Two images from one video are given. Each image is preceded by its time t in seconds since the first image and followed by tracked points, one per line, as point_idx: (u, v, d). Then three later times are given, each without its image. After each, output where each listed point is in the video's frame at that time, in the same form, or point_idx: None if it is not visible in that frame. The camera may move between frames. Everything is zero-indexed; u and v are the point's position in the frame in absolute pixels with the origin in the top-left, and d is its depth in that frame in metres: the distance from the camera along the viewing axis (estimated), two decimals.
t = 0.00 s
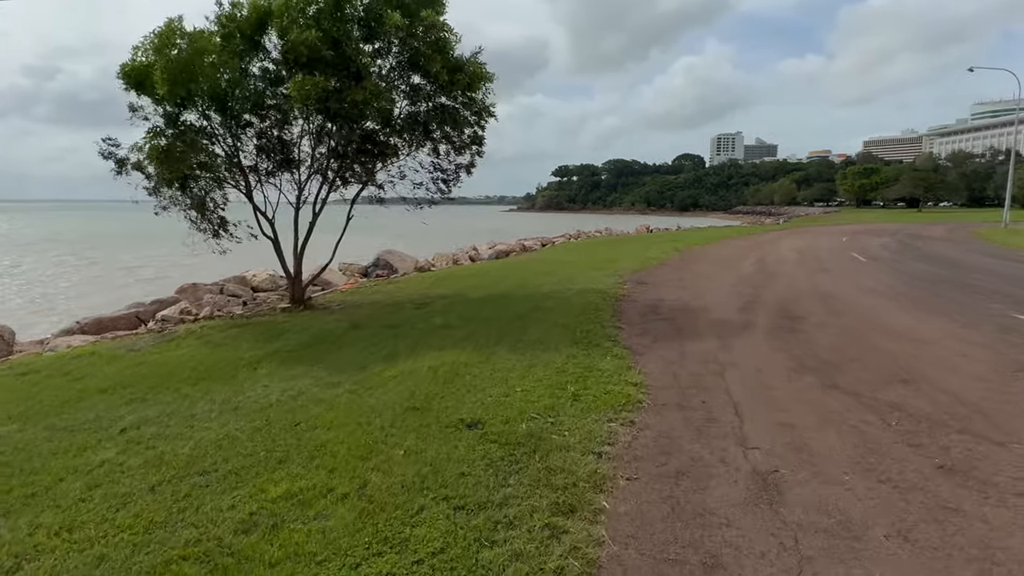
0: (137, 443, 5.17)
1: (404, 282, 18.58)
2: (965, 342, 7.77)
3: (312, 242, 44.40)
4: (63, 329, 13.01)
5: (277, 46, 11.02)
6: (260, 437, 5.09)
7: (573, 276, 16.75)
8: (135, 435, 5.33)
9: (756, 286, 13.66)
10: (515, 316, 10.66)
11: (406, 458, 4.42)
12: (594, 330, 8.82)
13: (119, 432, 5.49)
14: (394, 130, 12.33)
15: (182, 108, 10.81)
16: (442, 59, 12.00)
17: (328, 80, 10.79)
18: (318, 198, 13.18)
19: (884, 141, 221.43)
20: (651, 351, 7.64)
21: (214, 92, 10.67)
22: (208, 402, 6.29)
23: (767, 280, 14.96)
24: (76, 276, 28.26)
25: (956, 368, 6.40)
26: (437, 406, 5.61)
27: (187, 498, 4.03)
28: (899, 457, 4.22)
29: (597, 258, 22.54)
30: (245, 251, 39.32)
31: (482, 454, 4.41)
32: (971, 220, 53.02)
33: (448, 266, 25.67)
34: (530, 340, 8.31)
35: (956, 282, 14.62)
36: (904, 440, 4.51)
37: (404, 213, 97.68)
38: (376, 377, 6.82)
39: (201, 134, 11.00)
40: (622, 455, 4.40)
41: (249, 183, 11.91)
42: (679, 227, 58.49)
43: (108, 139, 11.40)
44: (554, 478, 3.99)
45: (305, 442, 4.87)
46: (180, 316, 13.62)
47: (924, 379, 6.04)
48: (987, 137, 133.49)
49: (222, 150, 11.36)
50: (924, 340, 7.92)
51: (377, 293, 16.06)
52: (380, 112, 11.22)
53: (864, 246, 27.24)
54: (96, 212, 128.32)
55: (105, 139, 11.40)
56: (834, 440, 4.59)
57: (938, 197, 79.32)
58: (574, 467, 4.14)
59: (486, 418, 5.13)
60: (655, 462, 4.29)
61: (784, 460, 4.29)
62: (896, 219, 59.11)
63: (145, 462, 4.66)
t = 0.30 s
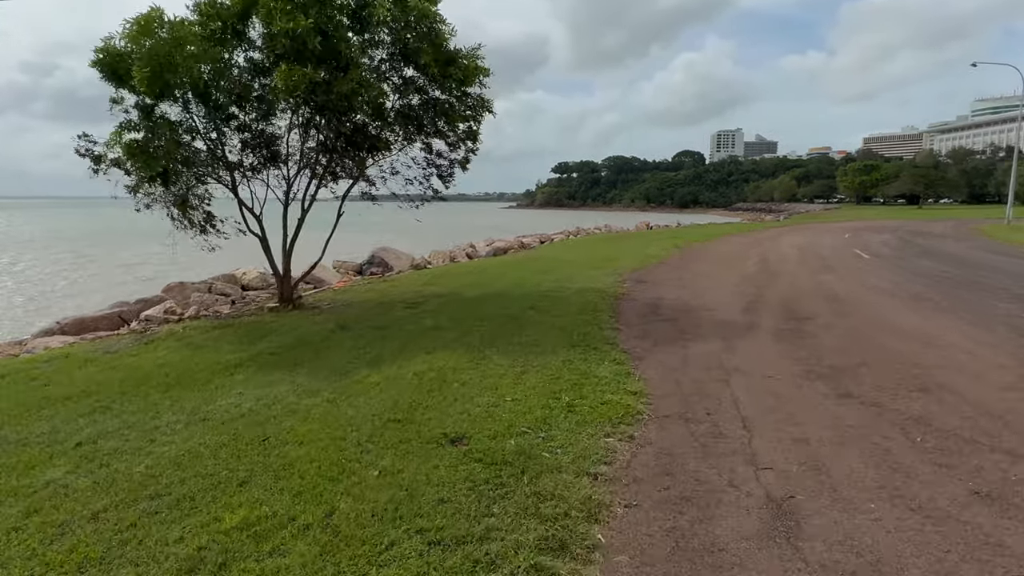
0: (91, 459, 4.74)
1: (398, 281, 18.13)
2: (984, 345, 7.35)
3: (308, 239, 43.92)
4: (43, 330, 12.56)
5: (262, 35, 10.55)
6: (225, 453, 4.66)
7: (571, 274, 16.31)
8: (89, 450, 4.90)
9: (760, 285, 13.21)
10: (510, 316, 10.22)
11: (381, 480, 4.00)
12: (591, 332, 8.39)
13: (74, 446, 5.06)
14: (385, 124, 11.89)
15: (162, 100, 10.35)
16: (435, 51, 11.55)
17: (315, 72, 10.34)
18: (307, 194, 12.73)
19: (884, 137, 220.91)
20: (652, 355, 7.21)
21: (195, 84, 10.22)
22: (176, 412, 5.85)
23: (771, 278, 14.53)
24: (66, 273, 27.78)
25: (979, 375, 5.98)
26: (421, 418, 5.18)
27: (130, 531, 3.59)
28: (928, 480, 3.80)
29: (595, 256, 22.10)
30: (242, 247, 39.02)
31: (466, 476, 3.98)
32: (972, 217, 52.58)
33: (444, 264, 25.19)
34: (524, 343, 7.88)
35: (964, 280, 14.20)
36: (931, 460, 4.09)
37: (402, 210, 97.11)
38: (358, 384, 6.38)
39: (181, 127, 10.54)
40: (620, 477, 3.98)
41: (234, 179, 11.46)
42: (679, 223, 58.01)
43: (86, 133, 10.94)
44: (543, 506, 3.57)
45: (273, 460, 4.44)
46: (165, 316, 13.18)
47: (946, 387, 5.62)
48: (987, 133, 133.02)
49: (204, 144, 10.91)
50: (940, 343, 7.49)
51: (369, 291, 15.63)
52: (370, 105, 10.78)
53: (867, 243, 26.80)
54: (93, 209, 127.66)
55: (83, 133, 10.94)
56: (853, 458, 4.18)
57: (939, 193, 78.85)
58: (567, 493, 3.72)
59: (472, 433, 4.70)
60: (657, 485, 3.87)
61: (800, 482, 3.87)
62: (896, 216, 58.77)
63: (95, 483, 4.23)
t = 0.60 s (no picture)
0: (37, 480, 4.34)
1: (391, 279, 17.70)
2: (1004, 350, 6.91)
3: (306, 237, 43.51)
4: (22, 331, 12.15)
5: (244, 24, 10.09)
6: (182, 474, 4.25)
7: (569, 273, 15.87)
8: (36, 470, 4.49)
9: (763, 284, 12.78)
10: (504, 318, 9.79)
11: (348, 508, 3.60)
12: (588, 335, 7.97)
13: (21, 464, 4.65)
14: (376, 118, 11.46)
15: (140, 93, 9.92)
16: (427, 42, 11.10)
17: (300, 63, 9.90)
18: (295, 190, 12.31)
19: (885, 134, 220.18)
20: (651, 360, 6.80)
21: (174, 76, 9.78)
22: (138, 424, 5.44)
23: (774, 277, 14.08)
24: (56, 270, 27.35)
25: (1003, 383, 5.56)
26: (400, 433, 4.77)
27: (60, 573, 3.19)
28: (962, 511, 3.38)
29: (594, 254, 21.65)
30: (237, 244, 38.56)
31: (443, 505, 3.57)
32: (976, 214, 52.04)
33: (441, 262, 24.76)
34: (518, 347, 7.45)
35: (974, 278, 13.75)
36: (963, 485, 3.67)
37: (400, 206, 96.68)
38: (337, 393, 5.97)
39: (160, 121, 10.11)
40: (614, 504, 3.57)
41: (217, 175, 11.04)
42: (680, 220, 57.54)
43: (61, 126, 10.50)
44: (527, 543, 3.17)
45: (233, 483, 4.04)
46: (149, 317, 12.77)
47: (970, 398, 5.19)
48: (988, 129, 132.42)
49: (185, 139, 10.48)
50: (957, 346, 7.06)
51: (361, 291, 15.19)
52: (358, 98, 10.36)
53: (870, 240, 26.35)
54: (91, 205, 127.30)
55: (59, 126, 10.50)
56: (874, 482, 3.77)
57: (941, 190, 78.30)
58: (555, 527, 3.32)
59: (454, 453, 4.29)
60: (656, 515, 3.46)
61: (817, 512, 3.45)
62: (898, 213, 58.24)
63: (34, 510, 3.84)
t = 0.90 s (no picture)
0: None
1: (385, 277, 17.27)
2: None
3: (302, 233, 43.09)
4: None
5: (224, 11, 9.64)
6: (132, 499, 3.83)
7: (567, 271, 15.43)
8: None
9: (768, 283, 12.34)
10: (498, 319, 9.36)
11: (310, 545, 3.17)
12: (585, 338, 7.55)
13: None
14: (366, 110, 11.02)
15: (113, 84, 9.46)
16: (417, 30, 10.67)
17: (283, 52, 9.46)
18: (283, 185, 11.88)
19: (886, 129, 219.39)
20: (654, 366, 6.37)
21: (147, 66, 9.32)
22: (96, 439, 5.02)
23: (779, 275, 13.66)
24: (45, 266, 26.87)
25: None
26: (376, 451, 4.35)
27: None
28: (1009, 550, 2.97)
29: (593, 251, 21.21)
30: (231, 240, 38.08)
31: (415, 541, 3.15)
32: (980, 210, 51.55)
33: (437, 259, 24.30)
34: (510, 352, 7.02)
35: (985, 278, 13.32)
36: (1007, 517, 3.26)
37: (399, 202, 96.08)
38: (313, 403, 5.55)
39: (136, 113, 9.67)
40: (610, 540, 3.16)
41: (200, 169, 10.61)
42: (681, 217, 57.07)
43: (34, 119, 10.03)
44: None
45: (185, 512, 3.61)
46: (132, 316, 12.35)
47: (1000, 411, 4.78)
48: (990, 125, 131.70)
49: (165, 132, 10.04)
50: (977, 351, 6.65)
51: (353, 290, 14.77)
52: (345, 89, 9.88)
53: (873, 237, 25.89)
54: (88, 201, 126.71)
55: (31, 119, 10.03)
56: (907, 512, 3.36)
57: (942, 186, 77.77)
58: (543, 570, 2.90)
59: (434, 476, 3.86)
60: (659, 553, 3.04)
61: (844, 550, 3.04)
62: (901, 209, 57.79)
63: None
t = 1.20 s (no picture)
0: None
1: (380, 277, 16.82)
2: None
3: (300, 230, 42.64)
4: None
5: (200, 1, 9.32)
6: (64, 540, 3.41)
7: (566, 271, 14.98)
8: None
9: (774, 284, 11.88)
10: (491, 322, 8.89)
11: None
12: (581, 345, 7.11)
13: None
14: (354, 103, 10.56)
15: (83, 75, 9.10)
16: (406, 18, 10.24)
17: (260, 41, 9.08)
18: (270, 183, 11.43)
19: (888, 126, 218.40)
20: (656, 377, 5.91)
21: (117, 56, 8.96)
22: (42, 464, 4.59)
23: (785, 276, 13.20)
24: (36, 263, 26.46)
25: None
26: (346, 480, 3.90)
27: None
28: None
29: (594, 249, 20.75)
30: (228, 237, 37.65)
31: None
32: (984, 207, 51.03)
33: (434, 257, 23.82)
34: (501, 361, 6.55)
35: (1000, 279, 12.82)
36: None
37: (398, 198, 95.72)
38: (284, 420, 5.09)
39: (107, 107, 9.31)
40: None
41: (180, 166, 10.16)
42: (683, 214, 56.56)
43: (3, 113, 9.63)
44: None
45: (121, 560, 3.19)
46: (113, 318, 11.92)
47: None
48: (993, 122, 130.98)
49: (139, 127, 9.66)
50: (1004, 361, 6.18)
51: (344, 291, 14.31)
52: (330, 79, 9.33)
53: (878, 235, 25.40)
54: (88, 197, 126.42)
55: None
56: (948, 561, 2.91)
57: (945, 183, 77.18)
58: None
59: (406, 513, 3.42)
60: None
61: None
62: (904, 206, 57.25)
63: None
